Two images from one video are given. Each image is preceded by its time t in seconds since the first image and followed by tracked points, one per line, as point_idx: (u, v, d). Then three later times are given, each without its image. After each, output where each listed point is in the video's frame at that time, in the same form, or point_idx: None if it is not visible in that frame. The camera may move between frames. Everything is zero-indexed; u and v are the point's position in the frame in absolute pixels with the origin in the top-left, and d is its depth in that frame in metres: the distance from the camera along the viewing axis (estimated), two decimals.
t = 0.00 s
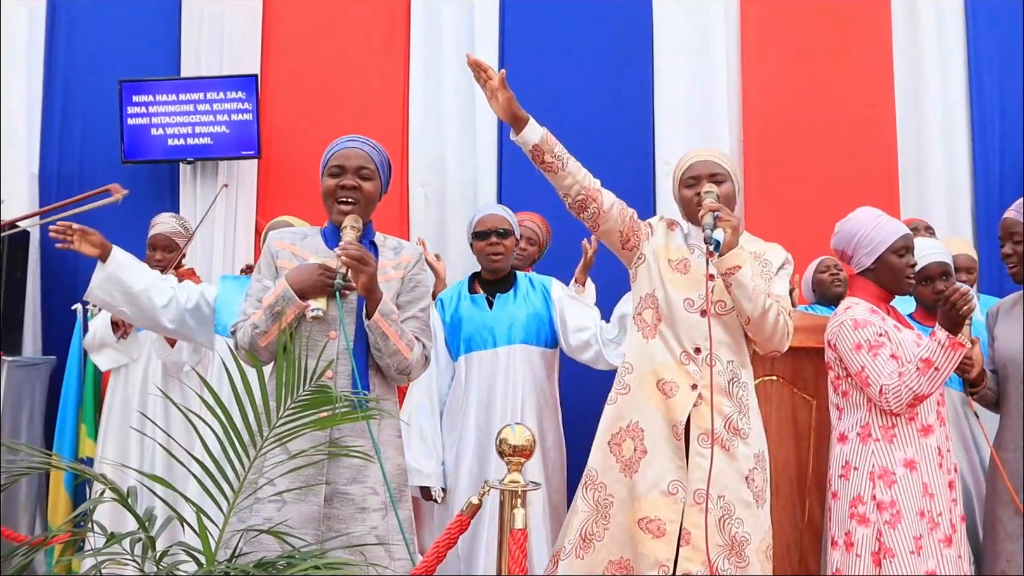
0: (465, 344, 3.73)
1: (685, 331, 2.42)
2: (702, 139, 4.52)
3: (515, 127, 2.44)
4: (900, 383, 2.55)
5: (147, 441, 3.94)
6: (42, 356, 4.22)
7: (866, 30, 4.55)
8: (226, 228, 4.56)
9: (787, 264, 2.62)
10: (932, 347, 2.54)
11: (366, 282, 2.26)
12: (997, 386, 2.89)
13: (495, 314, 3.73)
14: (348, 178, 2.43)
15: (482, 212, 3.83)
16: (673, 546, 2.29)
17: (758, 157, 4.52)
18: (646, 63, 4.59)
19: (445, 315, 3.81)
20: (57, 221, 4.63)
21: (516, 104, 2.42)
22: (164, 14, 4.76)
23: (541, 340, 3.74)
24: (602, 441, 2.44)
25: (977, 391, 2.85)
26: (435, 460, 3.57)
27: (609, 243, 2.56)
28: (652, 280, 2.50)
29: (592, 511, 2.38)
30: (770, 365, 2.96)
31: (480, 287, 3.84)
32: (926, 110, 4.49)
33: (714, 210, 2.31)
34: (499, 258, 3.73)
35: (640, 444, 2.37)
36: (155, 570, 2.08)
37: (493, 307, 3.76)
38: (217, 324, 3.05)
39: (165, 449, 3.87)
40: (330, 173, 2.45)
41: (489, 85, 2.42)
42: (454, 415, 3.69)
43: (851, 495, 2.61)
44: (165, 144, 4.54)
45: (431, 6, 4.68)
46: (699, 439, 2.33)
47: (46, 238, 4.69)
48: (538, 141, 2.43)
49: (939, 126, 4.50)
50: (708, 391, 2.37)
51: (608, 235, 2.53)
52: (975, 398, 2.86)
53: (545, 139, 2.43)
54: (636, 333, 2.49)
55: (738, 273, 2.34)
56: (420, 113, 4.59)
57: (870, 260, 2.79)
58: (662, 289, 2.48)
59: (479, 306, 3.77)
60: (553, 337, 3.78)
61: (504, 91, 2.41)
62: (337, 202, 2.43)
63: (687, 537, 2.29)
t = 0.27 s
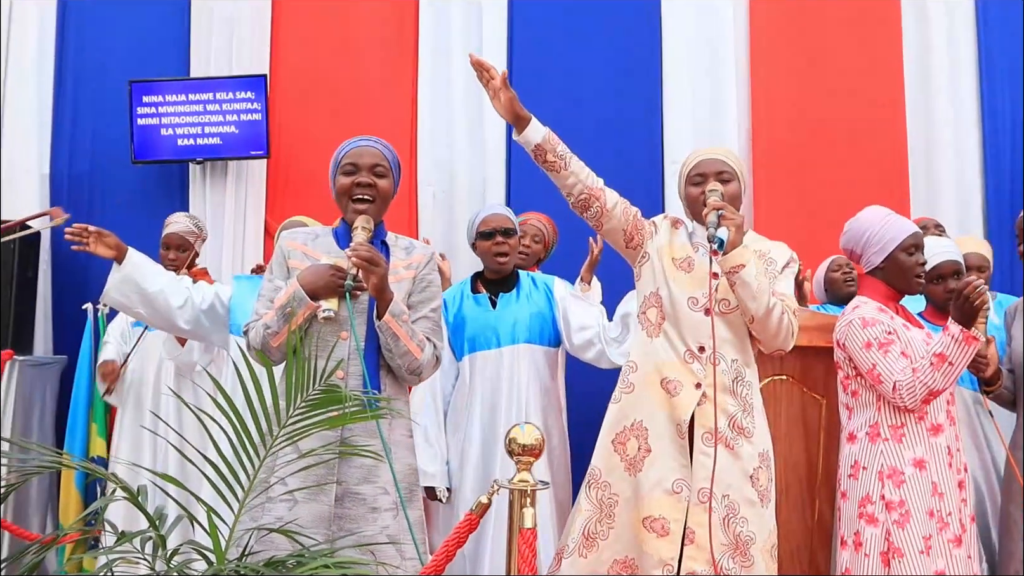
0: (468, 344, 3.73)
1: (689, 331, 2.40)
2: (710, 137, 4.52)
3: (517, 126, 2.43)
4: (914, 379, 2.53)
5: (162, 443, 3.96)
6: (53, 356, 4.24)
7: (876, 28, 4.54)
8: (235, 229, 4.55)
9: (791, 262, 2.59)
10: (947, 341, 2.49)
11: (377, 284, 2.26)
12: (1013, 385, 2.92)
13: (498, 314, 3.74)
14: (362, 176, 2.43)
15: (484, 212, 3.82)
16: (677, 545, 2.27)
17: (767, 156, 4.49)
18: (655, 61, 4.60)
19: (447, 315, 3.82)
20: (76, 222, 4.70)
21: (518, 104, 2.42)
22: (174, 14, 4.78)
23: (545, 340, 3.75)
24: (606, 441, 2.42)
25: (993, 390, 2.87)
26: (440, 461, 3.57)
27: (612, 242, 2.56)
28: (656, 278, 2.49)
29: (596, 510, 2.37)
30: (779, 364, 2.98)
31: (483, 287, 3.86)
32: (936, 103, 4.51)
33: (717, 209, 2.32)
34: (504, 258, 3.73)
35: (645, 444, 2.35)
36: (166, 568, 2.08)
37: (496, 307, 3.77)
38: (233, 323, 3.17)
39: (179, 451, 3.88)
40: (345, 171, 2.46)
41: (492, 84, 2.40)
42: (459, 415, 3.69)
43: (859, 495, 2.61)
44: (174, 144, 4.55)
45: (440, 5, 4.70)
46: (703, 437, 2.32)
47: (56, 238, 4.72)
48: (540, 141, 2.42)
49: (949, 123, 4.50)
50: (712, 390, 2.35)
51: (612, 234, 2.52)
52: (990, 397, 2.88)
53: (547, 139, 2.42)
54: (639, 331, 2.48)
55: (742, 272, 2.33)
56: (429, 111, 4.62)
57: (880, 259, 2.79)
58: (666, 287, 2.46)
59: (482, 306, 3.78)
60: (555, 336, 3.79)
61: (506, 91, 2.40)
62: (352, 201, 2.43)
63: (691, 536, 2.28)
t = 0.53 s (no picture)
0: (476, 344, 3.74)
1: (691, 328, 2.39)
2: (719, 135, 4.50)
3: (523, 124, 2.36)
4: (926, 378, 2.52)
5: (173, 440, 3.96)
6: (63, 354, 4.25)
7: (885, 25, 4.53)
8: (245, 229, 4.56)
9: (793, 260, 2.62)
10: (960, 341, 2.49)
11: (388, 282, 2.26)
12: None
13: (505, 312, 3.74)
14: (372, 175, 2.44)
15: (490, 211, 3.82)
16: (682, 543, 2.26)
17: (775, 157, 4.50)
18: (664, 59, 4.59)
19: (456, 314, 3.82)
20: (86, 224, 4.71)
21: (524, 102, 2.34)
22: (183, 14, 4.79)
23: (553, 338, 3.75)
24: (608, 438, 2.40)
25: (1007, 386, 2.89)
26: (448, 459, 3.58)
27: (615, 240, 2.54)
28: (657, 276, 2.48)
29: (600, 508, 2.34)
30: (789, 362, 2.95)
31: (490, 285, 3.84)
32: (947, 102, 4.49)
33: (722, 205, 2.32)
34: (507, 258, 3.73)
35: (648, 442, 2.34)
36: (177, 567, 2.09)
37: (503, 306, 3.76)
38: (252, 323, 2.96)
39: (191, 451, 3.89)
40: (355, 171, 2.46)
41: (498, 82, 2.32)
42: (467, 411, 3.70)
43: (870, 495, 2.59)
44: (184, 143, 4.56)
45: (449, 4, 4.70)
46: (707, 435, 2.32)
47: (68, 237, 4.75)
48: (546, 139, 2.37)
49: (959, 121, 4.49)
50: (714, 387, 2.35)
51: (615, 233, 2.51)
52: (1003, 394, 2.91)
53: (553, 137, 2.37)
54: (641, 329, 2.47)
55: (747, 269, 2.34)
56: (438, 111, 4.59)
57: (889, 258, 2.78)
58: (668, 284, 2.46)
59: (490, 304, 3.78)
60: (563, 334, 3.79)
61: (512, 89, 2.32)
62: (362, 199, 2.43)
63: (696, 534, 2.26)
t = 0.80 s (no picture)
0: (483, 342, 3.73)
1: (691, 327, 2.38)
2: (725, 133, 4.47)
3: (530, 120, 2.36)
4: (929, 378, 2.52)
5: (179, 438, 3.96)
6: (70, 353, 4.27)
7: (891, 23, 4.52)
8: (250, 229, 4.57)
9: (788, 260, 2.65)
10: (963, 341, 2.50)
11: (396, 280, 2.25)
12: None
13: (512, 310, 3.74)
14: (382, 174, 2.44)
15: (496, 208, 3.81)
16: (685, 543, 2.25)
17: (781, 155, 4.49)
18: (669, 58, 4.58)
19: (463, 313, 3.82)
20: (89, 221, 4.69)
21: (532, 97, 2.34)
22: (188, 13, 4.79)
23: (559, 336, 3.75)
24: (607, 437, 2.38)
25: (1013, 385, 2.92)
26: (456, 457, 3.56)
27: (613, 238, 2.52)
28: (656, 274, 2.47)
29: (599, 509, 2.32)
30: (794, 360, 2.95)
31: (496, 283, 3.84)
32: (953, 102, 4.47)
33: (726, 203, 2.32)
34: (512, 255, 3.72)
35: (648, 441, 2.32)
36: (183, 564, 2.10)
37: (510, 304, 3.76)
38: (264, 322, 2.99)
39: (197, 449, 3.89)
40: (364, 170, 2.46)
41: (504, 76, 2.32)
42: (474, 410, 3.68)
43: (877, 493, 2.57)
44: (189, 142, 4.57)
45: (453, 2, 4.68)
46: (708, 434, 2.31)
47: (73, 236, 4.75)
48: (552, 136, 2.37)
49: (965, 119, 4.47)
50: (715, 386, 2.34)
51: (614, 230, 2.49)
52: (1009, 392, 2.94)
53: (559, 134, 2.37)
54: (639, 328, 2.46)
55: (749, 267, 2.38)
56: (442, 111, 4.59)
57: (896, 255, 2.77)
58: (667, 283, 2.45)
59: (496, 302, 3.78)
60: (570, 332, 3.80)
61: (520, 83, 2.32)
62: (373, 197, 2.44)
63: (699, 533, 2.25)
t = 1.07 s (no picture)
0: (489, 340, 3.73)
1: (688, 326, 2.38)
2: (728, 132, 4.48)
3: (536, 114, 2.34)
4: (932, 374, 2.52)
5: (182, 436, 3.97)
6: (73, 351, 4.28)
7: (894, 21, 4.52)
8: (252, 228, 4.56)
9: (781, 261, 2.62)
10: (965, 336, 2.49)
11: (399, 280, 2.26)
12: None
13: (519, 308, 3.74)
14: (383, 173, 2.44)
15: (502, 207, 3.84)
16: (683, 542, 2.23)
17: (784, 155, 4.48)
18: (672, 56, 4.58)
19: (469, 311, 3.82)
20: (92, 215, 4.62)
21: (540, 91, 2.32)
22: (192, 12, 4.80)
23: (565, 334, 3.74)
24: (604, 436, 2.38)
25: (1014, 382, 2.91)
26: (462, 456, 3.56)
27: (609, 237, 2.52)
28: (652, 273, 2.47)
29: (597, 510, 2.31)
30: (797, 358, 2.96)
31: (503, 282, 3.86)
32: (956, 101, 4.46)
33: (727, 202, 2.34)
34: (520, 254, 3.74)
35: (644, 440, 2.31)
36: (186, 561, 2.10)
37: (517, 302, 3.77)
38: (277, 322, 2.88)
39: (200, 447, 3.90)
40: (365, 171, 2.47)
41: (513, 69, 2.31)
42: (481, 409, 3.69)
43: (878, 490, 2.58)
44: (191, 141, 4.57)
45: None
46: (705, 434, 2.31)
47: (76, 234, 4.76)
48: (558, 131, 2.35)
49: (968, 117, 4.45)
50: (712, 385, 2.34)
51: (612, 229, 2.49)
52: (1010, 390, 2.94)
53: (565, 129, 2.35)
54: (635, 327, 2.46)
55: (749, 266, 2.42)
56: (444, 110, 4.58)
57: (898, 253, 2.77)
58: (664, 282, 2.44)
59: (503, 301, 3.79)
60: (577, 330, 3.79)
61: (528, 77, 2.30)
62: (376, 198, 2.44)
63: (697, 532, 2.25)
